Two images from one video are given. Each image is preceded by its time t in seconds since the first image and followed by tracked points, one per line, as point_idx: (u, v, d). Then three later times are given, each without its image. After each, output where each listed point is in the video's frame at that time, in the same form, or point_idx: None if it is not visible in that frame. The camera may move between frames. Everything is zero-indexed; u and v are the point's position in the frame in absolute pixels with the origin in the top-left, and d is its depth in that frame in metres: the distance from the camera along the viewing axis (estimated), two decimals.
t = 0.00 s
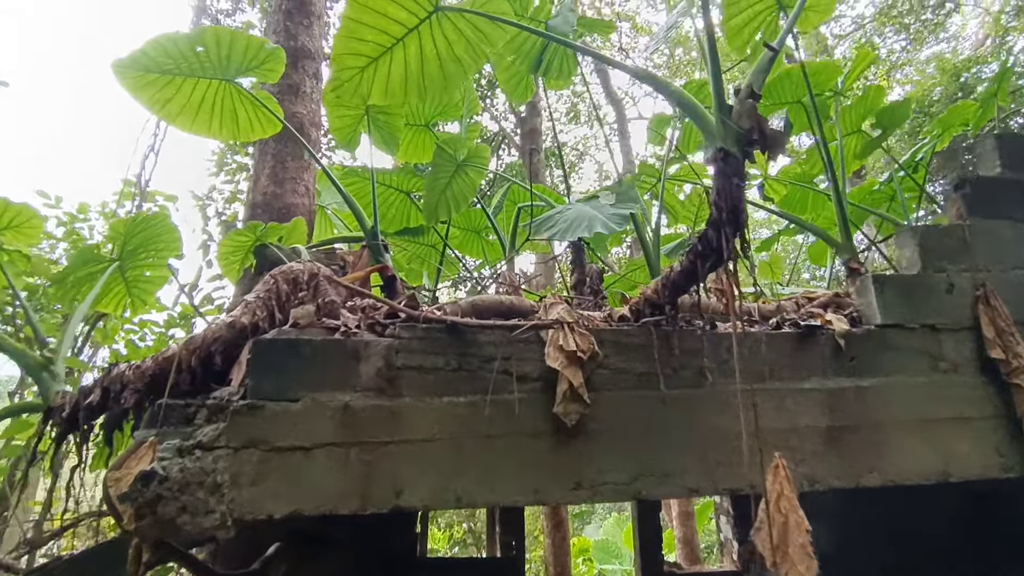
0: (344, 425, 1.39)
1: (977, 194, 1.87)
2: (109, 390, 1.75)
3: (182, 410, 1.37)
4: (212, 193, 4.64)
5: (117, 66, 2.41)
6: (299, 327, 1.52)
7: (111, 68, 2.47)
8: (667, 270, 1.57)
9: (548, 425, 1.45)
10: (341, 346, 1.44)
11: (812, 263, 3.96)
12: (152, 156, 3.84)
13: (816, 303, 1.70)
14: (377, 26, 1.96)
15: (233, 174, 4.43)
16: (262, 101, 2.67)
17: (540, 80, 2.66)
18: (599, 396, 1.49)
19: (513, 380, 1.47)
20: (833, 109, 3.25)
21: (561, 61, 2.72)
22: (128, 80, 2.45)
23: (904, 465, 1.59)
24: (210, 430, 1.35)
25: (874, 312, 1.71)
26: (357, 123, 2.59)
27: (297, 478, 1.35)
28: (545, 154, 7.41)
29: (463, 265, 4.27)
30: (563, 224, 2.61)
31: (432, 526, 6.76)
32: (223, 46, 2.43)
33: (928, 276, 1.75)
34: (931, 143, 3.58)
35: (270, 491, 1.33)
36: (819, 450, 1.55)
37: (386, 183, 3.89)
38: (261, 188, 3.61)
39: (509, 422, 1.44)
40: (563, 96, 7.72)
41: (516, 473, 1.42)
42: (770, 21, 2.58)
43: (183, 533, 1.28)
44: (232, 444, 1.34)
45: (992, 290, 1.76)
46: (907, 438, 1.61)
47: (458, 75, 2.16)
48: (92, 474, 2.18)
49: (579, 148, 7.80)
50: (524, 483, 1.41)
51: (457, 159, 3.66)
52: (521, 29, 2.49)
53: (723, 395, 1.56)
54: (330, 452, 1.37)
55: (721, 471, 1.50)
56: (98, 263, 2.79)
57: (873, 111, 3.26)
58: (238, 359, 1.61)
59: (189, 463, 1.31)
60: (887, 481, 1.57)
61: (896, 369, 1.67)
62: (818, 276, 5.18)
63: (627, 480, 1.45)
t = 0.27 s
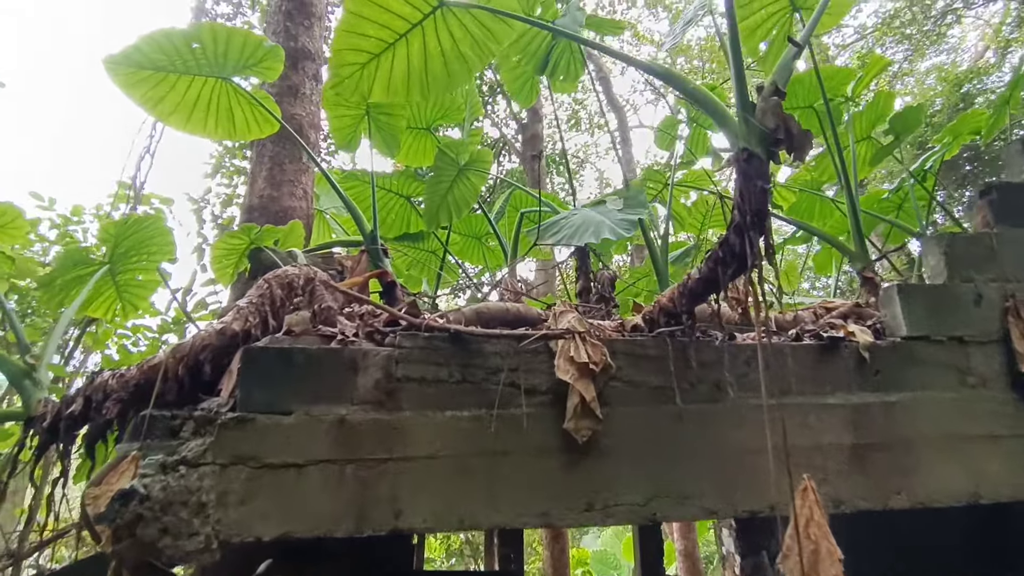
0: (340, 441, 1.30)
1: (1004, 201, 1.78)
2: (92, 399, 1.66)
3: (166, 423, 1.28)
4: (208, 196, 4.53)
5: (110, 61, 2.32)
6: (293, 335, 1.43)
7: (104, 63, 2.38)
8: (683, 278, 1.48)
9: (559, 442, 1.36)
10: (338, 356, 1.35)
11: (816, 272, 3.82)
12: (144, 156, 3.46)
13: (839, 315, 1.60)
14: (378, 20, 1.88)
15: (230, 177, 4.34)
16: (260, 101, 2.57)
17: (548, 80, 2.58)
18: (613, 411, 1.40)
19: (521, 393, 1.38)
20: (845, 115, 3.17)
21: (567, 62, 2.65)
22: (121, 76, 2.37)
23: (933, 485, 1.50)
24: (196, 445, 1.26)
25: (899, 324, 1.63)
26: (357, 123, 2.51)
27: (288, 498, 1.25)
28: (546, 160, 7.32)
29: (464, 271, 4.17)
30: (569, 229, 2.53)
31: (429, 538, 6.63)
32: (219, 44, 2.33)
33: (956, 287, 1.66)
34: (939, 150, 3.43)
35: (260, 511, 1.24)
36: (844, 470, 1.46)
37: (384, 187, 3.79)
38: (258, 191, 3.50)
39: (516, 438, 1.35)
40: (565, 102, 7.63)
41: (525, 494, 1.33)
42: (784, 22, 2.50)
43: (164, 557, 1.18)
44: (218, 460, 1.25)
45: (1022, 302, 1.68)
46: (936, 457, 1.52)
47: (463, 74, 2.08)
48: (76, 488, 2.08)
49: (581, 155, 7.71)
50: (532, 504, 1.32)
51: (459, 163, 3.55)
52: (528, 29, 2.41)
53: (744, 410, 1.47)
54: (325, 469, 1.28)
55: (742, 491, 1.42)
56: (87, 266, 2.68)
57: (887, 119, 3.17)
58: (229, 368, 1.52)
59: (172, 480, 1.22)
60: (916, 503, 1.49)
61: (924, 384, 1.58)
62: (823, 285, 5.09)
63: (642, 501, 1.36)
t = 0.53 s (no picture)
0: (340, 451, 1.23)
1: None
2: (80, 406, 1.59)
3: (155, 431, 1.22)
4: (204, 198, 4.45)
5: (104, 58, 2.25)
6: (291, 339, 1.36)
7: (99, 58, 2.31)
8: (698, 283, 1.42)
9: (569, 453, 1.30)
10: (337, 361, 1.29)
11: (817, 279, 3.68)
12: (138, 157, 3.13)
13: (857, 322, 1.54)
14: (382, 16, 1.83)
15: (227, 180, 4.28)
16: (260, 100, 2.49)
17: (553, 81, 2.52)
18: (626, 422, 1.34)
19: (529, 402, 1.32)
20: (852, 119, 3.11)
21: (573, 63, 2.60)
22: (116, 73, 2.30)
23: (958, 501, 1.45)
24: (187, 455, 1.20)
25: (921, 332, 1.57)
26: (358, 124, 2.47)
27: (284, 512, 1.18)
28: (545, 166, 7.26)
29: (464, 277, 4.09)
30: (574, 234, 2.47)
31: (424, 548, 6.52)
32: (218, 41, 2.26)
33: (978, 293, 1.61)
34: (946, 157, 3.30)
35: (253, 526, 1.17)
36: (866, 484, 1.41)
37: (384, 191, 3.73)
38: (256, 194, 3.40)
39: (525, 449, 1.29)
40: (565, 108, 7.58)
41: (534, 508, 1.26)
42: (796, 23, 2.44)
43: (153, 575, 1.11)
44: (210, 471, 1.18)
45: None
46: (961, 471, 1.47)
47: (467, 72, 2.02)
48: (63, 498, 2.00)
49: (580, 161, 7.66)
50: (543, 518, 1.26)
51: (461, 166, 3.49)
52: (534, 28, 2.36)
53: (761, 421, 1.41)
54: (323, 482, 1.21)
55: (761, 505, 1.35)
56: (81, 268, 2.61)
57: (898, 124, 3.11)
58: (223, 374, 1.45)
59: (162, 491, 1.15)
60: (940, 518, 1.43)
61: (947, 395, 1.52)
62: (824, 293, 5.03)
63: (657, 516, 1.30)
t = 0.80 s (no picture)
0: (343, 457, 1.17)
1: None
2: (71, 409, 1.52)
3: (149, 435, 1.16)
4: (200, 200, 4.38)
5: (101, 52, 2.17)
6: (292, 340, 1.31)
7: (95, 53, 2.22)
8: (716, 284, 1.37)
9: (583, 461, 1.25)
10: (341, 363, 1.23)
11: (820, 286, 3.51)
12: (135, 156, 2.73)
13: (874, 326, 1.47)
14: (388, 9, 1.77)
15: (225, 181, 4.21)
16: (260, 98, 2.43)
17: (559, 81, 2.46)
18: (642, 428, 1.28)
19: (541, 407, 1.26)
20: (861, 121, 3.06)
21: (580, 62, 2.55)
22: (113, 68, 2.22)
23: (985, 512, 1.39)
24: (182, 460, 1.14)
25: (944, 336, 1.52)
26: (360, 122, 2.44)
27: (284, 521, 1.12)
28: (545, 171, 7.21)
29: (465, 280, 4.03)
30: (581, 236, 2.41)
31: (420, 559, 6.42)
32: (218, 36, 2.19)
33: (1001, 297, 1.56)
34: (952, 161, 3.13)
35: (251, 536, 1.11)
36: (890, 495, 1.35)
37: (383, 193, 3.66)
38: (255, 194, 3.33)
39: (536, 457, 1.23)
40: (565, 113, 7.54)
41: (546, 518, 1.21)
42: (807, 22, 2.40)
43: None
44: (206, 479, 1.12)
45: None
46: (986, 481, 1.42)
47: (474, 68, 1.97)
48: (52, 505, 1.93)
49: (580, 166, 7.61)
50: (556, 529, 1.20)
51: (463, 168, 3.44)
52: (541, 25, 2.30)
53: (781, 428, 1.36)
54: (326, 490, 1.15)
55: (782, 516, 1.30)
56: (76, 267, 2.54)
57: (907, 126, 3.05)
58: (220, 376, 1.40)
59: (155, 499, 1.09)
60: (967, 531, 1.38)
61: (972, 403, 1.47)
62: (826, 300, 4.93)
63: (674, 527, 1.24)
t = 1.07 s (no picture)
0: (346, 464, 1.11)
1: None
2: (60, 412, 1.46)
3: (141, 440, 1.10)
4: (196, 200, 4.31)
5: (97, 46, 2.10)
6: (292, 341, 1.25)
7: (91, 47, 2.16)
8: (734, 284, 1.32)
9: (597, 469, 1.19)
10: (344, 365, 1.17)
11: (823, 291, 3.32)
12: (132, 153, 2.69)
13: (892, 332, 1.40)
14: None
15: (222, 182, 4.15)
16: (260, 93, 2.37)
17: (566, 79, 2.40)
18: (658, 435, 1.23)
19: (553, 412, 1.21)
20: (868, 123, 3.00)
21: (586, 62, 2.50)
22: (110, 63, 2.15)
23: (1012, 524, 1.34)
24: (177, 467, 1.08)
25: (967, 341, 1.46)
26: (362, 120, 2.40)
27: (284, 532, 1.06)
28: (544, 176, 7.16)
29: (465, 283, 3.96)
30: (587, 237, 2.35)
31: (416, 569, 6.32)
32: (218, 30, 2.13)
33: None
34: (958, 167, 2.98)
35: (248, 547, 1.05)
36: (916, 505, 1.30)
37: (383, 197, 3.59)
38: (253, 194, 3.25)
39: (547, 463, 1.18)
40: (564, 118, 7.50)
41: (559, 529, 1.15)
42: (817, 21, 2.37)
43: None
44: (201, 486, 1.06)
45: None
46: (1013, 491, 1.37)
47: (481, 63, 1.91)
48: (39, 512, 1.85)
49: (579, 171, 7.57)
50: (569, 541, 1.14)
51: (465, 169, 3.38)
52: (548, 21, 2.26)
53: (802, 436, 1.30)
54: (327, 499, 1.09)
55: (804, 528, 1.24)
56: (69, 266, 2.48)
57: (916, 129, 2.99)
58: (217, 378, 1.34)
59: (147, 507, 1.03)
60: (994, 543, 1.32)
61: (997, 410, 1.42)
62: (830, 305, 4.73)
63: (693, 539, 1.19)
